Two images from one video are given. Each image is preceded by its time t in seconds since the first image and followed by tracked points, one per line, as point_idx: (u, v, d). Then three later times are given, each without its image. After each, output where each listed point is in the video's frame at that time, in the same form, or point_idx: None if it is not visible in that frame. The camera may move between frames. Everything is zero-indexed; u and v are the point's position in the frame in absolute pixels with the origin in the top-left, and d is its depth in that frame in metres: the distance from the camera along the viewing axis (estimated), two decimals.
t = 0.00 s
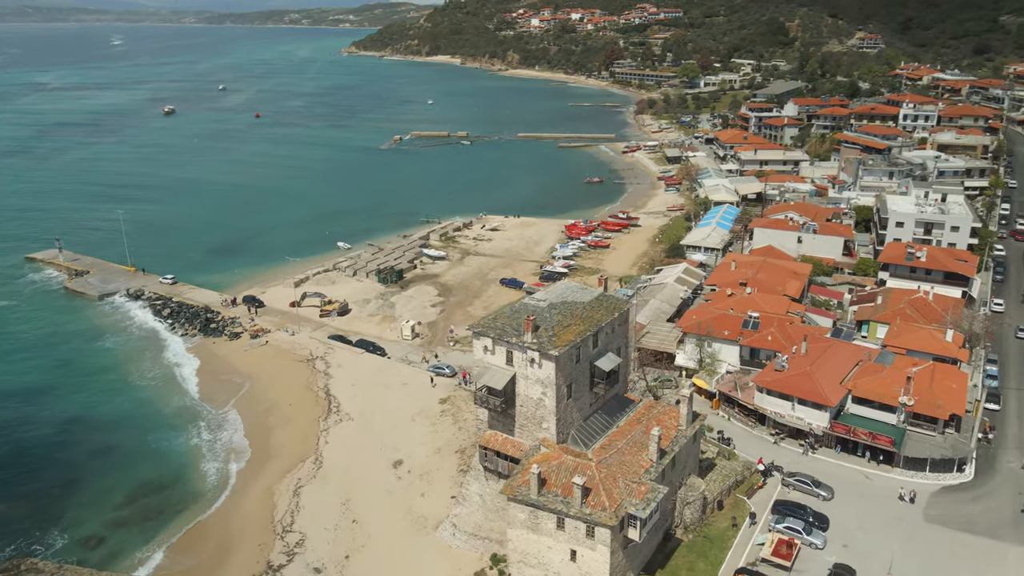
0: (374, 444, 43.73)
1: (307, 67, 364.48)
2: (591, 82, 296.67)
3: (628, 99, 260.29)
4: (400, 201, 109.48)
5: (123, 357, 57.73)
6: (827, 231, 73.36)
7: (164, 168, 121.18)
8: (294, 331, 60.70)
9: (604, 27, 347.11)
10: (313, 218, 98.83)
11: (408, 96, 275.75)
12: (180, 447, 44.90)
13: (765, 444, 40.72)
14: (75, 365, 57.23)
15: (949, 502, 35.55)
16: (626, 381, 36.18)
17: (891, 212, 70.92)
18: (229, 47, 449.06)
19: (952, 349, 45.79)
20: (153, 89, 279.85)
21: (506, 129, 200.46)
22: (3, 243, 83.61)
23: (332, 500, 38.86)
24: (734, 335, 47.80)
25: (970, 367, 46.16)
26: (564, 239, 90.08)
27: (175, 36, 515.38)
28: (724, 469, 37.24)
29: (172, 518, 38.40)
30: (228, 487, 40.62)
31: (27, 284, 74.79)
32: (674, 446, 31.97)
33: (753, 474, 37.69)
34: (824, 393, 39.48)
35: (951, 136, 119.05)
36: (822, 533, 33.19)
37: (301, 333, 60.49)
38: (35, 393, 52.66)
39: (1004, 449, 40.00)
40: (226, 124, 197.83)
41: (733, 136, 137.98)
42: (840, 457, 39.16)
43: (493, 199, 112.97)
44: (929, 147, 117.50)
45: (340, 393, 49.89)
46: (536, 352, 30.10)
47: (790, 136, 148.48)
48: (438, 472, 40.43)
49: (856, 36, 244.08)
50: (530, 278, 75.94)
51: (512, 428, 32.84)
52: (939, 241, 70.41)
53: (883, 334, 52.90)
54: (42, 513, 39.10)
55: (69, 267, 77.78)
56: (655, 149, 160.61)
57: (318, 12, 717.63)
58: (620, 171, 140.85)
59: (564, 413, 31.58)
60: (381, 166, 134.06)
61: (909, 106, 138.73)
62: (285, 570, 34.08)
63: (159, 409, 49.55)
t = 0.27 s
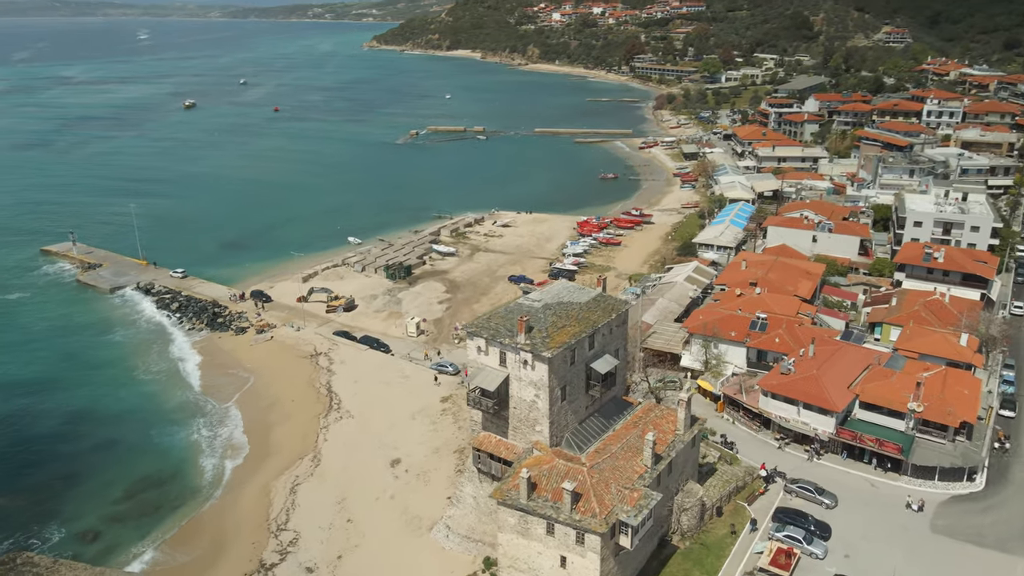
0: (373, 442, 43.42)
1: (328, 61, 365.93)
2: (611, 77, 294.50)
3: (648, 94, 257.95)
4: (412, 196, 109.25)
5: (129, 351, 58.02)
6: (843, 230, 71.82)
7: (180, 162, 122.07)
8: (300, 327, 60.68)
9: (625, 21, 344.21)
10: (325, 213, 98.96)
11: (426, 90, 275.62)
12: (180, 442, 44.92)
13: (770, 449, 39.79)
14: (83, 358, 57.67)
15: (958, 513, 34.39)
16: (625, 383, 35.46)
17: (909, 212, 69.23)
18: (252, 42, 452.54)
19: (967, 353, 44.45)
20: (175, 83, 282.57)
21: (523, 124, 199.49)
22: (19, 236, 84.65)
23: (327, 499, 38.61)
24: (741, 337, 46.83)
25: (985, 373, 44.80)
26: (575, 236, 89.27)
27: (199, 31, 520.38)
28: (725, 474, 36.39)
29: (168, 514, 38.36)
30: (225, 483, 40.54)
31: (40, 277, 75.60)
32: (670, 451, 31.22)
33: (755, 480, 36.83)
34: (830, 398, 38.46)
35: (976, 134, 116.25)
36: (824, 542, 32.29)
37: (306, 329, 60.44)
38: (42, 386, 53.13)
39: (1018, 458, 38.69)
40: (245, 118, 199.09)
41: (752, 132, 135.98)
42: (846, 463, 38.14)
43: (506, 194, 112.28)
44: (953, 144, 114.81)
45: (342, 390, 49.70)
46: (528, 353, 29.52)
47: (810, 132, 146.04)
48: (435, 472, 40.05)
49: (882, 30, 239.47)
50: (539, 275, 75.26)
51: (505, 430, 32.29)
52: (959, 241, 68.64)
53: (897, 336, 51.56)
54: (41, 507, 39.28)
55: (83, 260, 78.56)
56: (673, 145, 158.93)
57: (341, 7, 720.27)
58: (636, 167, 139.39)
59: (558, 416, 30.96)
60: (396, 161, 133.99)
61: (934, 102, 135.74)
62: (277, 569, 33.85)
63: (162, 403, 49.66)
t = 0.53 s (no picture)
0: (372, 441, 43.15)
1: (349, 56, 367.17)
2: (632, 72, 292.14)
3: (669, 90, 255.50)
4: (426, 192, 109.02)
5: (137, 344, 58.39)
6: (860, 229, 70.27)
7: (197, 157, 123.00)
8: (306, 322, 60.66)
9: (647, 16, 341.08)
10: (337, 208, 99.10)
11: (446, 85, 275.41)
12: (181, 437, 45.03)
13: (774, 454, 38.88)
14: (91, 351, 58.13)
15: (967, 524, 33.25)
16: (624, 384, 34.79)
17: (928, 211, 67.59)
18: (275, 36, 455.48)
19: (982, 358, 43.13)
20: (198, 77, 285.30)
21: (541, 119, 198.43)
22: (36, 228, 85.76)
23: (323, 497, 38.37)
24: (749, 338, 45.86)
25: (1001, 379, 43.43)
26: (587, 232, 88.41)
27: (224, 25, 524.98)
28: (725, 480, 35.61)
29: (166, 509, 38.43)
30: (224, 479, 40.51)
31: (55, 269, 76.50)
32: (666, 456, 30.48)
33: (757, 487, 35.98)
34: (836, 403, 37.45)
35: (1002, 131, 113.41)
36: (824, 552, 31.40)
37: (312, 325, 60.42)
38: (50, 378, 53.63)
39: None
40: (264, 112, 200.28)
41: (771, 128, 133.91)
42: (852, 470, 37.11)
43: (519, 190, 111.59)
44: (978, 142, 112.08)
45: (344, 386, 49.53)
46: (521, 355, 28.97)
47: (831, 129, 143.51)
48: (433, 472, 39.69)
49: (911, 25, 234.75)
50: (549, 272, 74.53)
51: (499, 433, 31.79)
52: (979, 241, 66.81)
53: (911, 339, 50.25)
54: (41, 500, 39.54)
55: (97, 254, 79.39)
56: (691, 141, 157.15)
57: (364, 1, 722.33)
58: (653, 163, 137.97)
59: (552, 419, 30.35)
60: (411, 156, 133.88)
61: (960, 98, 132.68)
62: (270, 568, 33.66)
63: (166, 397, 49.83)
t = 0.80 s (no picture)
0: (372, 438, 42.87)
1: (371, 49, 368.08)
2: (653, 66, 289.54)
3: (690, 85, 252.79)
4: (439, 187, 108.72)
5: (145, 338, 58.74)
6: (877, 229, 68.71)
7: (214, 150, 123.85)
8: (312, 318, 60.62)
9: (670, 10, 337.59)
10: (350, 203, 99.15)
11: (465, 79, 274.96)
12: (182, 432, 45.13)
13: (778, 460, 37.98)
14: (100, 343, 58.61)
15: (975, 536, 32.15)
16: (623, 386, 34.11)
17: (948, 211, 65.89)
18: (298, 30, 457.78)
19: (997, 364, 41.84)
20: (220, 70, 287.82)
21: (559, 114, 197.28)
22: (53, 220, 86.86)
23: (320, 495, 38.16)
24: (756, 340, 44.91)
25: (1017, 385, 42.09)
26: (600, 229, 87.51)
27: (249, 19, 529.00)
28: (726, 486, 34.83)
29: (163, 505, 38.46)
30: (222, 475, 40.47)
31: (69, 262, 77.33)
32: (662, 462, 29.77)
33: (758, 493, 35.16)
34: (842, 409, 36.47)
35: None
36: (824, 563, 30.42)
37: (318, 320, 60.39)
38: (58, 369, 54.15)
39: None
40: (283, 106, 201.35)
41: (792, 124, 131.74)
42: (858, 478, 36.12)
43: (533, 186, 110.84)
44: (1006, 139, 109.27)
45: (346, 383, 49.34)
46: (513, 356, 28.44)
47: (853, 125, 140.83)
48: (430, 472, 39.34)
49: (940, 19, 229.84)
50: (559, 269, 73.74)
51: (492, 434, 31.30)
52: (1001, 242, 64.98)
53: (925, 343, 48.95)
54: (42, 492, 39.78)
55: (110, 247, 80.19)
56: (710, 137, 155.27)
57: None
58: (670, 159, 136.43)
59: (545, 422, 29.78)
60: (426, 151, 133.68)
61: (987, 94, 129.53)
62: (262, 566, 33.46)
63: (169, 391, 50.02)
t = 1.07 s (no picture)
0: (372, 436, 42.62)
1: (393, 44, 368.77)
2: (676, 61, 286.66)
3: (713, 80, 249.84)
4: (454, 182, 108.46)
5: (155, 331, 59.21)
6: (896, 228, 67.08)
7: (232, 144, 124.75)
8: (318, 313, 60.62)
9: (695, 4, 333.82)
10: (363, 198, 99.28)
11: (486, 74, 274.37)
12: (185, 427, 45.33)
13: (782, 465, 37.12)
14: (110, 336, 59.16)
15: (984, 548, 31.02)
16: (621, 389, 33.49)
17: (970, 211, 64.11)
18: (322, 24, 459.97)
19: (1013, 371, 40.47)
20: (243, 64, 290.24)
21: (578, 109, 195.92)
22: (71, 213, 87.97)
23: (317, 494, 38.00)
24: (764, 342, 43.94)
25: None
26: (613, 226, 86.59)
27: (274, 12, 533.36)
28: (725, 492, 34.12)
29: (162, 499, 38.59)
30: (221, 471, 40.53)
31: (85, 254, 78.28)
32: (657, 468, 29.06)
33: (760, 500, 34.35)
34: (849, 415, 35.44)
35: None
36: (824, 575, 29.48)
37: (325, 315, 60.37)
38: (68, 361, 54.76)
39: None
40: (303, 101, 202.33)
41: (813, 120, 129.46)
42: (864, 486, 35.12)
43: (548, 182, 110.04)
44: None
45: (349, 380, 49.20)
46: (505, 358, 27.92)
47: (877, 122, 137.86)
48: (429, 472, 38.99)
49: (971, 14, 224.54)
50: (569, 267, 72.92)
51: (486, 436, 30.86)
52: None
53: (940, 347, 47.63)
54: (44, 484, 40.08)
55: (125, 240, 81.05)
56: (730, 133, 153.24)
57: None
58: (688, 155, 134.76)
59: (537, 425, 29.24)
60: (443, 146, 133.43)
61: (1017, 91, 126.15)
62: (256, 564, 33.34)
63: (175, 385, 50.28)
